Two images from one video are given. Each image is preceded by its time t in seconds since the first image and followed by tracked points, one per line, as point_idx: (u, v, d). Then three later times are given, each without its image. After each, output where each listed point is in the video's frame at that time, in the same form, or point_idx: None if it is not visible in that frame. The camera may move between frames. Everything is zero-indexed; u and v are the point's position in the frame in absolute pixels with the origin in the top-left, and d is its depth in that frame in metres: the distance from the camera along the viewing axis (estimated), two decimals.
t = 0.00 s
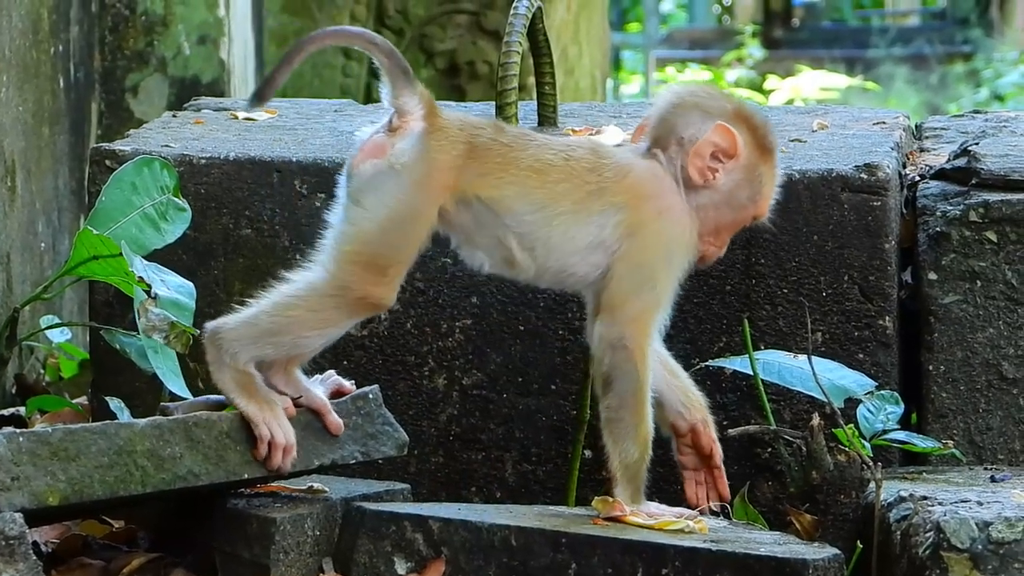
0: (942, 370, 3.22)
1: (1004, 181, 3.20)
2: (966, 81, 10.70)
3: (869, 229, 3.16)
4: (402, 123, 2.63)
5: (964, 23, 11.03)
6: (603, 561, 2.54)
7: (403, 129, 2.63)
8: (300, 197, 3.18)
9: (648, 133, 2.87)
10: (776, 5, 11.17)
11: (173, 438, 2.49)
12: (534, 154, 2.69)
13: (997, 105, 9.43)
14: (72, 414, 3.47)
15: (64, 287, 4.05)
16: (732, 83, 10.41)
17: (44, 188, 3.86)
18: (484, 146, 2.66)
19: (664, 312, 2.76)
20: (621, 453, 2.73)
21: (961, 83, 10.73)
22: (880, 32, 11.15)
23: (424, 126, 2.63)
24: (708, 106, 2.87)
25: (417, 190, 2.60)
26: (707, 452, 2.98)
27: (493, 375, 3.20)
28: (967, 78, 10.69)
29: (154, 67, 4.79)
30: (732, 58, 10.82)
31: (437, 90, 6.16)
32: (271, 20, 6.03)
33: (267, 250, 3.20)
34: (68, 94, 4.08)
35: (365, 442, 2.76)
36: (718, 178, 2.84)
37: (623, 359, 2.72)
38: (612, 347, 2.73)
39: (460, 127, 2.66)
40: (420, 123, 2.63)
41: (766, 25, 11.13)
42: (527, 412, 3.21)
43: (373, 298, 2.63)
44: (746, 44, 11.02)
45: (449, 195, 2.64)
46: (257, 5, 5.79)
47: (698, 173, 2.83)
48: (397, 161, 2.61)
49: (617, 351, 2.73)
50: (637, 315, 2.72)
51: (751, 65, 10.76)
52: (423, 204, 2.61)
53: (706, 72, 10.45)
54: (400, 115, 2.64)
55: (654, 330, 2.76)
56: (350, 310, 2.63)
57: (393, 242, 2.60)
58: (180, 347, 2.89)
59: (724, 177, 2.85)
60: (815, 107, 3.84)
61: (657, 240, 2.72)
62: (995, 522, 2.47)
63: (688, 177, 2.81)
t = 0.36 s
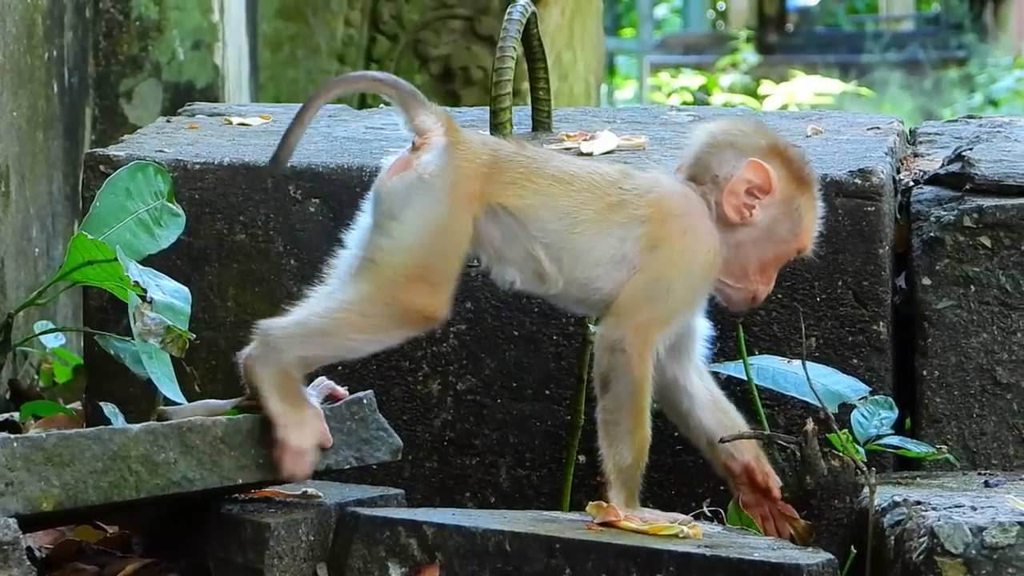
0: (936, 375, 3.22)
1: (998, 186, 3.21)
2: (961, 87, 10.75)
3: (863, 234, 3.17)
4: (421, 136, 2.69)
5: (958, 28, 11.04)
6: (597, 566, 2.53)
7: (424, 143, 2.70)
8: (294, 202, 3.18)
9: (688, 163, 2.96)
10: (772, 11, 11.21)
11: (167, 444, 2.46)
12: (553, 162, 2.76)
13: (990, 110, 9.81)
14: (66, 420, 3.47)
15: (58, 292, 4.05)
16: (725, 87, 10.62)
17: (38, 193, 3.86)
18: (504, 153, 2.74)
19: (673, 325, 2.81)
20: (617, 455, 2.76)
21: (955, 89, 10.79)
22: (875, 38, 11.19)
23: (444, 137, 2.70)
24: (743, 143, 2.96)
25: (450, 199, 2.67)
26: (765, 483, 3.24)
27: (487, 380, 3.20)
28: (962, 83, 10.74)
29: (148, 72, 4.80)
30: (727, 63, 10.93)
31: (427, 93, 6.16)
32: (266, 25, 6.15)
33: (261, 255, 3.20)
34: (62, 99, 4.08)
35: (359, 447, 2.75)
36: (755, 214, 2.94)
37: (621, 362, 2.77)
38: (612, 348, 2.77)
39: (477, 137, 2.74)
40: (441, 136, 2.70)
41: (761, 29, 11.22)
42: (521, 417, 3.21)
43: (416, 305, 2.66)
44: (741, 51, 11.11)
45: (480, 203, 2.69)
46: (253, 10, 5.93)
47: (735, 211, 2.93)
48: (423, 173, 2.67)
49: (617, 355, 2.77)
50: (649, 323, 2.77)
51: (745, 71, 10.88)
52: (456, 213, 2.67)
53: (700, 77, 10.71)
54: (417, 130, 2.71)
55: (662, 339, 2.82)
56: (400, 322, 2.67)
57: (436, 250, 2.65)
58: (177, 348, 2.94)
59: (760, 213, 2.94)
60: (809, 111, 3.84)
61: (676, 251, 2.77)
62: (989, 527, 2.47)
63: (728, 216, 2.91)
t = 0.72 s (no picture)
0: (890, 376, 3.23)
1: (953, 188, 3.21)
2: (915, 89, 10.75)
3: (818, 236, 3.18)
4: (436, 238, 2.71)
5: (913, 31, 10.96)
6: (550, 568, 2.54)
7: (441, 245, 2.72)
8: (250, 203, 3.18)
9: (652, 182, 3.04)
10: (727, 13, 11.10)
11: (122, 445, 2.52)
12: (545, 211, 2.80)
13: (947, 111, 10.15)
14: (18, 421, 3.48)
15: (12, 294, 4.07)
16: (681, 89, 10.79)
17: None
18: (525, 222, 2.77)
19: (652, 330, 2.88)
20: (579, 460, 2.82)
21: (909, 91, 10.75)
22: (830, 40, 11.06)
23: (464, 234, 2.73)
24: (714, 160, 3.07)
25: (502, 288, 2.73)
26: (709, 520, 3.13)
27: (442, 381, 3.21)
28: (916, 86, 10.73)
29: (103, 73, 4.88)
30: (682, 64, 10.94)
31: (385, 98, 6.20)
32: (220, 26, 6.09)
33: (217, 257, 3.20)
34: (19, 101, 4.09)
35: (314, 449, 2.78)
36: (729, 231, 3.06)
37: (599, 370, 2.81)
38: (591, 355, 2.82)
39: (481, 214, 2.76)
40: (460, 231, 2.73)
41: (716, 32, 11.13)
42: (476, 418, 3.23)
43: (521, 386, 2.71)
44: (695, 53, 11.02)
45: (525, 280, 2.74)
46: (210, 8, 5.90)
47: (711, 227, 3.04)
48: (456, 270, 2.73)
49: (596, 360, 2.82)
50: (631, 331, 2.83)
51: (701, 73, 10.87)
52: (512, 299, 2.73)
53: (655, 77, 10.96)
54: (427, 232, 2.71)
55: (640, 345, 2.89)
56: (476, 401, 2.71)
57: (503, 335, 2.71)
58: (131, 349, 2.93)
59: (735, 229, 3.06)
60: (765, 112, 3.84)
61: (654, 264, 2.86)
62: (943, 528, 2.40)
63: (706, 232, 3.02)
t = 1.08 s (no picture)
0: (858, 374, 3.23)
1: (920, 185, 3.21)
2: (882, 87, 11.17)
3: (785, 233, 3.17)
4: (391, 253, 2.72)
5: (880, 28, 11.38)
6: (519, 565, 2.54)
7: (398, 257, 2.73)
8: (216, 201, 3.18)
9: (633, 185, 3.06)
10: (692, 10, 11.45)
11: (89, 443, 2.54)
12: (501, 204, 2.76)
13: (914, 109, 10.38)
14: None
15: None
16: (648, 86, 10.84)
17: None
18: (487, 210, 2.73)
19: (631, 320, 2.82)
20: (554, 450, 2.82)
21: (876, 89, 11.20)
22: (797, 39, 11.46)
23: (413, 241, 2.71)
24: (698, 167, 3.10)
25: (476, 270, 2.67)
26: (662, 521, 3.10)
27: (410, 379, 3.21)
28: (883, 83, 11.17)
29: (70, 70, 4.96)
30: (649, 61, 11.18)
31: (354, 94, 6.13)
32: (186, 24, 6.12)
33: (184, 254, 3.20)
34: None
35: (281, 446, 2.74)
36: (710, 238, 3.07)
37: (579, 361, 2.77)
38: (578, 356, 2.78)
39: (434, 219, 2.72)
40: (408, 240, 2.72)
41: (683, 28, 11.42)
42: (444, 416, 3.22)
43: (552, 317, 2.70)
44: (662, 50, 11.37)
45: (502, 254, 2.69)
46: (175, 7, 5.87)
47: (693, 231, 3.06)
48: (417, 275, 2.71)
49: (582, 362, 2.79)
50: (612, 328, 2.80)
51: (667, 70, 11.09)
52: (497, 275, 2.67)
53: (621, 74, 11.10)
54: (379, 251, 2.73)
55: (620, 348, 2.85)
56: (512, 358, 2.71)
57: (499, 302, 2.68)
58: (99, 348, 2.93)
59: (716, 236, 3.07)
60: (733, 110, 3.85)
61: (631, 259, 2.82)
62: (911, 526, 2.44)
63: (689, 235, 3.03)
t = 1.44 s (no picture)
0: (841, 370, 3.23)
1: (904, 181, 3.22)
2: (865, 82, 11.23)
3: (768, 230, 3.16)
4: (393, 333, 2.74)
5: (863, 23, 11.52)
6: (503, 562, 2.53)
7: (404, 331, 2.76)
8: (199, 197, 3.18)
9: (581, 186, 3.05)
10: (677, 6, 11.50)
11: (73, 439, 2.54)
12: (467, 228, 2.74)
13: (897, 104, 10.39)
14: None
15: None
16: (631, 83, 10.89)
17: None
18: (458, 246, 2.72)
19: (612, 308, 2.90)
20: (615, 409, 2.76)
21: (859, 85, 11.25)
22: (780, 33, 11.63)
23: (408, 316, 2.73)
24: (649, 166, 3.09)
25: (476, 320, 2.72)
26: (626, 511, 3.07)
27: (393, 375, 3.21)
28: (867, 78, 11.23)
29: (54, 67, 4.73)
30: (632, 58, 11.21)
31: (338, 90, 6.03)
32: (169, 20, 6.00)
33: (167, 251, 3.20)
34: None
35: (265, 443, 2.73)
36: (663, 233, 3.04)
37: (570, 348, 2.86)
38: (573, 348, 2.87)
39: (412, 286, 2.73)
40: (404, 314, 2.74)
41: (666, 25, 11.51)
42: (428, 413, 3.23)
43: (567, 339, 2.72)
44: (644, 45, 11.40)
45: (491, 288, 2.71)
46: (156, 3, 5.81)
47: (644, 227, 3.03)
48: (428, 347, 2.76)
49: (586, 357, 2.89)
50: (593, 318, 2.84)
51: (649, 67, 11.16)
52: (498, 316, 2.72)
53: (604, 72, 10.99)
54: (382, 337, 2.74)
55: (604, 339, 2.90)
56: (555, 385, 2.75)
57: (513, 335, 2.73)
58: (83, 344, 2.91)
59: (670, 232, 3.05)
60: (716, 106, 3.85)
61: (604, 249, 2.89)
62: (894, 522, 2.40)
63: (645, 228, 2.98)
